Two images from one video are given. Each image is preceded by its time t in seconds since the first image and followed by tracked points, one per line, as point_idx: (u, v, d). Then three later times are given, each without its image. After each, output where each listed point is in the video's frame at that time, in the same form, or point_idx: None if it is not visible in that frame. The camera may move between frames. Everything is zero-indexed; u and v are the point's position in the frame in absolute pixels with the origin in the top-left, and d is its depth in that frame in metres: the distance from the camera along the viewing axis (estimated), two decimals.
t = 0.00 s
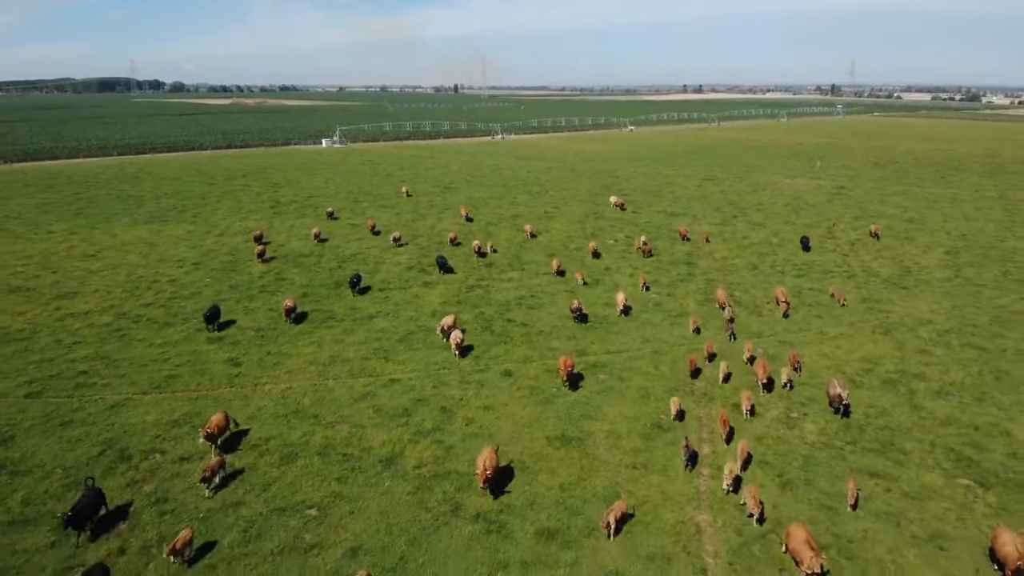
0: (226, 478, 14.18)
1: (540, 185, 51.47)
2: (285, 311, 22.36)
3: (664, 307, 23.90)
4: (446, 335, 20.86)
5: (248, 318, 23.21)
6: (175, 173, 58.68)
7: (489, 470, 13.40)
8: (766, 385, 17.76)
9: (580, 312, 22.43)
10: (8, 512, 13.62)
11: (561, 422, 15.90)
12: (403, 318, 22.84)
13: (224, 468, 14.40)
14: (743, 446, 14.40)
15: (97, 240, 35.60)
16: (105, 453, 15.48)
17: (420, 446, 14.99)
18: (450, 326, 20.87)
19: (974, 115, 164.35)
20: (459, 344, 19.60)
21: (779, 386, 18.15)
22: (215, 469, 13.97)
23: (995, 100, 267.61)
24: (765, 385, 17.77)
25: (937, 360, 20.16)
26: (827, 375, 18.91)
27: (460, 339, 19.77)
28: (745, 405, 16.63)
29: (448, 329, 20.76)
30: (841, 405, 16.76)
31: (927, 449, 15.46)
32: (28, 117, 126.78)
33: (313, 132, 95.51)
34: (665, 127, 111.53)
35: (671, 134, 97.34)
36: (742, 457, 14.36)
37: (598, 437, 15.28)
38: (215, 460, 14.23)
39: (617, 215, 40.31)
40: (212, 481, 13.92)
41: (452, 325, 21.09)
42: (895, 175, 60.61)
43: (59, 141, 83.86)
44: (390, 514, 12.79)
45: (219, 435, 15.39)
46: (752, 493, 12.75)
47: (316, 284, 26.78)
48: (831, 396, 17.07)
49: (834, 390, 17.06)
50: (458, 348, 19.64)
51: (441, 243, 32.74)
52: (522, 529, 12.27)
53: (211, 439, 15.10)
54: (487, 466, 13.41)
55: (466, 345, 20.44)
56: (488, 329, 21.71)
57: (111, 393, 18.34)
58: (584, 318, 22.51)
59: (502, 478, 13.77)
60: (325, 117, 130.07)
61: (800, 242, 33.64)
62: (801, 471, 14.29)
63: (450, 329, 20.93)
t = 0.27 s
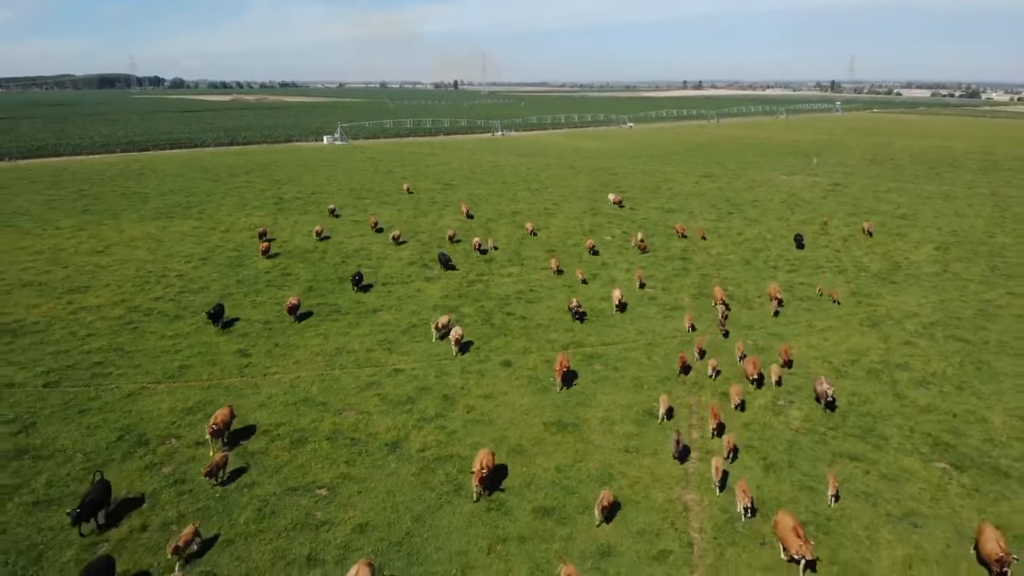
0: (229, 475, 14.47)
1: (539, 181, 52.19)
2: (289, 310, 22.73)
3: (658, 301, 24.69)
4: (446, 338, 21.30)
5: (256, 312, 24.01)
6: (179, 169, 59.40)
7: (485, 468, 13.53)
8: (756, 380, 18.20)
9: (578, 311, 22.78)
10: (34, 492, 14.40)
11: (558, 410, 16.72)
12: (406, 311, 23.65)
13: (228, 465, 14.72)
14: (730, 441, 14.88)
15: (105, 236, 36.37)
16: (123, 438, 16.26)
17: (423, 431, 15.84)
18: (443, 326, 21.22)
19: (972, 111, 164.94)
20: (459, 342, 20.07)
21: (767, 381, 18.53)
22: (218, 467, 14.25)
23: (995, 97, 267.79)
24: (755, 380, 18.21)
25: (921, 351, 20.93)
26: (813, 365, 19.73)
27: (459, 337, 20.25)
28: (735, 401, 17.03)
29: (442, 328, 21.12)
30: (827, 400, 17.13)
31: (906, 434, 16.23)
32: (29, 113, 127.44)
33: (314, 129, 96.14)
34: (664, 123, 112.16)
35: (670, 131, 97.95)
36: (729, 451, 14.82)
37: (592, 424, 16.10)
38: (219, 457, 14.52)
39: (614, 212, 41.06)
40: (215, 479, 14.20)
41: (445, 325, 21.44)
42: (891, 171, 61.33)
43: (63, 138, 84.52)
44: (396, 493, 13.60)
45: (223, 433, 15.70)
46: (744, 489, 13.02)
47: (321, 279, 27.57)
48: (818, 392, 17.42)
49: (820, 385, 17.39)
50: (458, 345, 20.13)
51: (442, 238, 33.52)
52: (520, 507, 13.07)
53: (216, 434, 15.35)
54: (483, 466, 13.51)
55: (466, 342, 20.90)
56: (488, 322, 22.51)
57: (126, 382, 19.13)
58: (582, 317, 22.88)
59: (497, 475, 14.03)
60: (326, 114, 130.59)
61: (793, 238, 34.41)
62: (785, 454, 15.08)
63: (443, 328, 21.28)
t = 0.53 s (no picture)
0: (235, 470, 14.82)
1: (538, 178, 52.90)
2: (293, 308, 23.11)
3: (653, 295, 25.46)
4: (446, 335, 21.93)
5: (264, 306, 24.78)
6: (182, 166, 60.07)
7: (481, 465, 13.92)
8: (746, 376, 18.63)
9: (578, 308, 23.18)
10: (58, 475, 15.19)
11: (555, 398, 17.54)
12: (409, 305, 24.43)
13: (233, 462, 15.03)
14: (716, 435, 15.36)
15: (112, 232, 37.12)
16: (140, 424, 17.03)
17: (427, 418, 16.68)
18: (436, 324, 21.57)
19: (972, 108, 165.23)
20: (460, 338, 20.54)
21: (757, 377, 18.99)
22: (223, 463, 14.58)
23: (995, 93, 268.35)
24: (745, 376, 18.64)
25: (906, 343, 21.71)
26: (800, 355, 20.53)
27: (460, 333, 20.75)
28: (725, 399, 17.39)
29: (436, 326, 21.49)
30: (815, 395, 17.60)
31: (887, 421, 17.01)
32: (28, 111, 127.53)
33: (314, 126, 96.77)
34: (662, 121, 112.67)
35: (669, 128, 98.54)
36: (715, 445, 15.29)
37: (587, 411, 16.96)
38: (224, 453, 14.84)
39: (612, 208, 41.78)
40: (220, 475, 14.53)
41: (439, 323, 21.83)
42: (887, 168, 62.05)
43: (65, 135, 85.06)
44: (401, 474, 14.41)
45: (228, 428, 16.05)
46: (735, 482, 13.46)
47: (326, 274, 28.33)
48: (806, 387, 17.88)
49: (809, 380, 17.85)
50: (458, 342, 20.60)
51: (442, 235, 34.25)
52: (518, 487, 13.88)
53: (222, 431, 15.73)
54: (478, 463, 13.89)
55: (467, 338, 21.39)
56: (489, 315, 23.31)
57: (140, 372, 19.89)
58: (581, 314, 23.28)
59: (492, 469, 14.49)
60: (327, 111, 131.01)
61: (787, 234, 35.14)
62: (770, 438, 15.88)
63: (437, 327, 21.64)
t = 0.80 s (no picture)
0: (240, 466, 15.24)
1: (538, 174, 53.78)
2: (296, 307, 23.50)
3: (648, 288, 26.41)
4: (448, 326, 22.82)
5: (272, 298, 25.73)
6: (186, 163, 60.91)
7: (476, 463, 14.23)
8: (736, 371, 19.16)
9: (577, 306, 23.59)
10: (82, 455, 16.09)
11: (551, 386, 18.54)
12: (412, 297, 25.40)
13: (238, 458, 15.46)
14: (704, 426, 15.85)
15: (121, 227, 38.01)
16: (159, 409, 17.91)
17: (431, 403, 17.67)
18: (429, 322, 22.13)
19: (971, 105, 165.61)
20: (460, 336, 21.10)
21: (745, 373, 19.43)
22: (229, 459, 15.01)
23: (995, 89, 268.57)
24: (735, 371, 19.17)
25: (888, 333, 22.65)
26: (787, 345, 21.50)
27: (460, 330, 21.32)
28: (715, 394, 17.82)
29: (431, 324, 22.06)
30: (802, 389, 18.15)
31: (866, 405, 17.96)
32: (31, 107, 128.03)
33: (316, 122, 97.51)
34: (662, 117, 113.29)
35: (668, 124, 99.26)
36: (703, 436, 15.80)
37: (582, 396, 18.00)
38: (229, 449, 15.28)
39: (610, 204, 42.68)
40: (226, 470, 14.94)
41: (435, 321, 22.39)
42: (882, 165, 62.88)
43: (69, 132, 85.83)
44: (406, 454, 15.38)
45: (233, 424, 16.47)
46: (726, 478, 13.83)
47: (332, 268, 29.28)
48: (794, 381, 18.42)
49: (796, 375, 18.40)
50: (459, 339, 21.14)
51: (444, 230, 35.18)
52: (516, 466, 14.87)
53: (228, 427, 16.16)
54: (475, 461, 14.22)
55: (467, 334, 21.98)
56: (489, 307, 24.27)
57: (155, 361, 20.78)
58: (581, 312, 23.70)
59: (489, 466, 14.83)
60: (328, 107, 131.58)
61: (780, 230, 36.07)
62: (755, 421, 16.84)
63: (431, 325, 22.18)
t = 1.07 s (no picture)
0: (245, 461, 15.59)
1: (537, 171, 54.50)
2: (299, 305, 23.83)
3: (643, 282, 27.22)
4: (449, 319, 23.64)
5: (279, 292, 26.54)
6: (189, 160, 61.58)
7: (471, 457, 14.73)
8: (727, 366, 19.60)
9: (576, 303, 24.11)
10: (102, 440, 16.89)
11: (549, 375, 19.39)
12: (415, 291, 26.23)
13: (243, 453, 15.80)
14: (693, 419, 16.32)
15: (128, 223, 38.77)
16: (173, 397, 18.69)
17: (433, 391, 18.52)
18: (425, 321, 22.61)
19: (970, 103, 165.81)
20: (461, 332, 21.57)
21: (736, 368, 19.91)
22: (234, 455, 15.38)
23: (994, 85, 268.66)
24: (726, 366, 19.62)
25: (875, 325, 23.46)
26: (776, 336, 22.34)
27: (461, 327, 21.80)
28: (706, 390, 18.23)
29: (426, 322, 22.55)
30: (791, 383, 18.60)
31: (850, 393, 18.77)
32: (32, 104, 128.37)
33: (317, 119, 98.06)
34: (661, 113, 113.96)
35: (667, 121, 99.87)
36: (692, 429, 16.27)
37: (578, 385, 18.87)
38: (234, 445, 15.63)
39: (607, 201, 43.44)
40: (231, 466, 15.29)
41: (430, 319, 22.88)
42: (877, 162, 63.61)
43: (72, 128, 86.43)
44: (411, 440, 16.21)
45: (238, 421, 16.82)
46: (719, 471, 14.22)
47: (336, 263, 30.09)
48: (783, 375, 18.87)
49: (785, 369, 18.84)
50: (460, 336, 21.63)
51: (445, 226, 35.95)
52: (515, 449, 15.74)
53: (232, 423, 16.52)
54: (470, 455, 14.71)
55: (468, 330, 22.48)
56: (489, 300, 25.09)
57: (168, 352, 21.58)
58: (580, 309, 24.23)
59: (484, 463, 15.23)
60: (329, 104, 132.05)
61: (773, 226, 36.85)
62: (742, 408, 17.67)
63: (427, 323, 22.61)
